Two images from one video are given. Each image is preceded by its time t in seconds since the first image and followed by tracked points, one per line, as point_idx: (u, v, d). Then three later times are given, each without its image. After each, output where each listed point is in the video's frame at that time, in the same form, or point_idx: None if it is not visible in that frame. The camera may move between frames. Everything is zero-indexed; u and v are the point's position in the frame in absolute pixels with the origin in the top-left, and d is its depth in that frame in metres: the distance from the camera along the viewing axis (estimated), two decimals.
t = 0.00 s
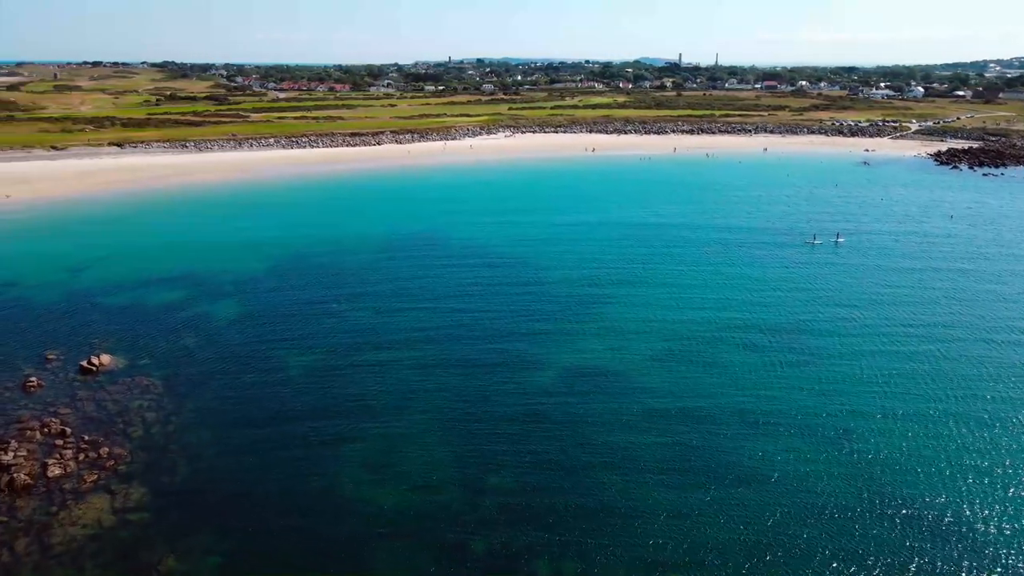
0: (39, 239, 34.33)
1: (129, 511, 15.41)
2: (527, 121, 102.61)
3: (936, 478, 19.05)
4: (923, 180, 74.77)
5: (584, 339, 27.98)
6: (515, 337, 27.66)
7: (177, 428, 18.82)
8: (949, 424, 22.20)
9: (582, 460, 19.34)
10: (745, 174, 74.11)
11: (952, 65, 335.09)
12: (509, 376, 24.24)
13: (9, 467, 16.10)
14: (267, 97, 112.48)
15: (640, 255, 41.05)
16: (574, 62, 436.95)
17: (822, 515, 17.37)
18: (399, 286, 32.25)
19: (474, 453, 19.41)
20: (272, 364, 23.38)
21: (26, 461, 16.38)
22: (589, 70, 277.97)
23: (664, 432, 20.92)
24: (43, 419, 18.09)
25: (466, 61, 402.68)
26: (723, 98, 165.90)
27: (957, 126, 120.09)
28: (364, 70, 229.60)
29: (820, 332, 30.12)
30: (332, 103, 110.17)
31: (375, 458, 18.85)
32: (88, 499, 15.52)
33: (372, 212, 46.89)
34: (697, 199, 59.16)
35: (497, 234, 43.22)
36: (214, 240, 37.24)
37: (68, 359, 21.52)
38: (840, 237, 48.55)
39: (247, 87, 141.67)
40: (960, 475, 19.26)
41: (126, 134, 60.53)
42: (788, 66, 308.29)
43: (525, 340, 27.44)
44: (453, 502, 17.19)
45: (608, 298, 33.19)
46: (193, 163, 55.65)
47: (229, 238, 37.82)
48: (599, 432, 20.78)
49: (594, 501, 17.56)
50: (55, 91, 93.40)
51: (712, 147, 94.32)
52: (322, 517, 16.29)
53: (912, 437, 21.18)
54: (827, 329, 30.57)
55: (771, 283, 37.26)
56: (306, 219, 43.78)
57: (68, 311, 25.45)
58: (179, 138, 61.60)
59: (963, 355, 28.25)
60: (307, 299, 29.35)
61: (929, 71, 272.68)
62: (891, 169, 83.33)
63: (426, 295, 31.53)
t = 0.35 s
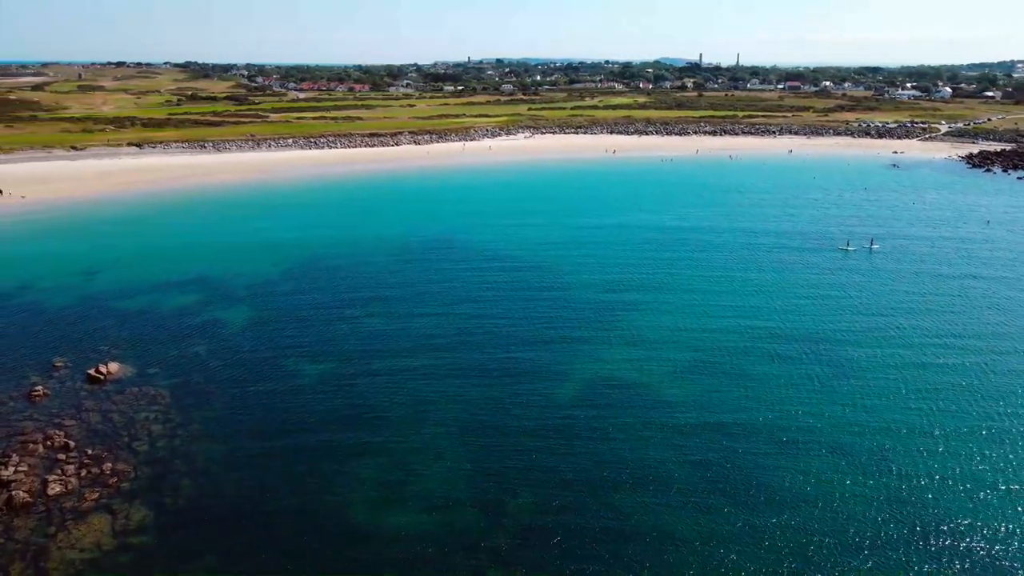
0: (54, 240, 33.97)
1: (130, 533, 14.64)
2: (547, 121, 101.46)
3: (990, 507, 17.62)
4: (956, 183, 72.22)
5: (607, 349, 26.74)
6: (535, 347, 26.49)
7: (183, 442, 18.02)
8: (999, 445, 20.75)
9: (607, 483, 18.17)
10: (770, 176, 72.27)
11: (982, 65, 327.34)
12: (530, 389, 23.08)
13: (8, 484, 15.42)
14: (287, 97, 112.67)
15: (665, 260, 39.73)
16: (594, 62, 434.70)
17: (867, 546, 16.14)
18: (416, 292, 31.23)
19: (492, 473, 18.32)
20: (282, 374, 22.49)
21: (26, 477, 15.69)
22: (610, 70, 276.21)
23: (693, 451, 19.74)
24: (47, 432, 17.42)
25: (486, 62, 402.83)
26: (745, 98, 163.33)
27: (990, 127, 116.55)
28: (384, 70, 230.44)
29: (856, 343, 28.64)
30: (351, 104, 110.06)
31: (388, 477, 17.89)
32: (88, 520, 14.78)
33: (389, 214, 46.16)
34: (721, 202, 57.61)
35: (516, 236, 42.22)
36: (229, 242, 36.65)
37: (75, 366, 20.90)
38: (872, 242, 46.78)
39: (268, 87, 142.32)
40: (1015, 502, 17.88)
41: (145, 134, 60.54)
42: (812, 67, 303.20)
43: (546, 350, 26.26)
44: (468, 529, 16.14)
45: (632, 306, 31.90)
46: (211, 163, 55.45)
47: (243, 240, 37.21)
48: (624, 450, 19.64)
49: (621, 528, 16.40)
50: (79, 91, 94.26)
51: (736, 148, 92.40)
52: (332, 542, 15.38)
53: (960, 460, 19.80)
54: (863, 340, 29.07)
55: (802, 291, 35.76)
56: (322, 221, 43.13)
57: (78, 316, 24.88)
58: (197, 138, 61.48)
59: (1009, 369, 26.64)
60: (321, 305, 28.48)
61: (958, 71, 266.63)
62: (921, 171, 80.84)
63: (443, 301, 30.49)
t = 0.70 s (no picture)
0: (70, 241, 33.64)
1: (131, 558, 13.89)
2: (567, 122, 100.27)
3: None
4: (991, 187, 69.74)
5: (631, 360, 25.62)
6: (556, 358, 25.41)
7: (190, 458, 17.26)
8: None
9: (635, 507, 17.07)
10: (796, 179, 70.42)
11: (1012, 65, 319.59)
12: (552, 403, 22.00)
13: (6, 502, 14.74)
14: (306, 98, 112.80)
15: (690, 265, 38.49)
16: (613, 62, 432.49)
17: None
18: (433, 299, 30.33)
19: (513, 494, 17.31)
20: (295, 385, 21.68)
21: (25, 495, 15.00)
22: (630, 70, 274.54)
23: (724, 473, 18.56)
24: (50, 445, 16.76)
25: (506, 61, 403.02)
26: (769, 99, 160.56)
27: None
28: (404, 71, 231.47)
29: (895, 355, 27.19)
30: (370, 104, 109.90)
31: (404, 497, 16.98)
32: (87, 543, 14.03)
33: (407, 217, 45.41)
34: (747, 206, 56.08)
35: (536, 241, 41.25)
36: (245, 246, 36.08)
37: (82, 375, 20.26)
38: (907, 249, 44.97)
39: (288, 87, 143.16)
40: None
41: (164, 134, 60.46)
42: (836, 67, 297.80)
43: (568, 361, 25.17)
44: (487, 555, 15.19)
45: (656, 313, 30.76)
46: (229, 164, 55.15)
47: (260, 244, 36.60)
48: (652, 470, 18.53)
49: (651, 558, 15.33)
50: (103, 92, 95.20)
51: (760, 150, 90.43)
52: (344, 567, 14.54)
53: (1013, 485, 18.44)
54: (902, 352, 27.60)
55: (835, 298, 34.26)
56: (338, 224, 42.43)
57: (88, 320, 24.30)
58: (216, 139, 61.31)
59: None
60: (336, 311, 27.68)
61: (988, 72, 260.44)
62: (953, 175, 78.35)
63: (461, 308, 29.54)
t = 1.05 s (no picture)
0: (86, 242, 33.31)
1: None
2: (587, 123, 98.95)
3: None
4: None
5: (657, 372, 24.40)
6: (578, 369, 24.28)
7: (197, 476, 16.47)
8: None
9: (666, 536, 15.92)
10: (823, 182, 68.51)
11: None
12: (575, 419, 20.88)
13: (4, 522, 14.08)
14: (326, 98, 112.94)
15: (716, 271, 37.13)
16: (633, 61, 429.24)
17: None
18: (450, 306, 29.35)
19: (535, 520, 16.26)
20: (307, 397, 20.84)
21: (24, 515, 14.33)
22: (650, 70, 271.99)
23: (760, 496, 17.39)
24: (53, 460, 16.10)
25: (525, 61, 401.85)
26: (793, 100, 157.54)
27: None
28: (422, 71, 231.38)
29: (937, 368, 25.72)
30: (389, 104, 109.51)
31: (419, 520, 16.01)
32: (86, 567, 13.31)
33: (425, 218, 44.62)
34: (773, 210, 54.44)
35: (556, 244, 40.20)
36: (260, 249, 35.44)
37: (90, 384, 19.65)
38: (943, 255, 43.14)
39: (307, 88, 143.45)
40: None
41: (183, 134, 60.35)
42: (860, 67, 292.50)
43: (590, 373, 24.02)
44: None
45: (682, 321, 29.54)
46: (247, 164, 54.82)
47: (275, 247, 35.98)
48: (682, 493, 17.43)
49: None
50: (124, 92, 95.82)
51: (785, 152, 88.40)
52: None
53: None
54: (946, 365, 26.05)
55: (870, 307, 32.70)
56: (354, 226, 41.73)
57: (98, 325, 23.73)
58: (235, 139, 61.08)
59: None
60: (351, 318, 26.83)
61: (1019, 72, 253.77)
62: (987, 178, 75.83)
63: (478, 315, 28.52)
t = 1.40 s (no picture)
0: (102, 245, 32.97)
1: None
2: (608, 124, 97.63)
3: None
4: None
5: (685, 386, 23.20)
6: (602, 383, 23.10)
7: (202, 496, 15.71)
8: None
9: (697, 570, 14.81)
10: (852, 185, 66.53)
11: None
12: (599, 437, 19.74)
13: None
14: (346, 98, 112.87)
15: (743, 278, 35.79)
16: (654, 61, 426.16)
17: None
18: (468, 313, 28.37)
19: (557, 549, 15.19)
20: (320, 410, 19.99)
21: (21, 538, 13.64)
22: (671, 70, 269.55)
23: (799, 527, 16.16)
24: (55, 477, 15.47)
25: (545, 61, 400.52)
26: (818, 100, 154.45)
27: None
28: (442, 71, 231.69)
29: (983, 384, 24.22)
30: (408, 104, 109.21)
31: (434, 547, 15.00)
32: None
33: (443, 221, 43.82)
34: (801, 214, 52.80)
35: (577, 248, 39.14)
36: (275, 252, 34.84)
37: (97, 394, 19.03)
38: (982, 262, 41.27)
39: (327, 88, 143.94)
40: None
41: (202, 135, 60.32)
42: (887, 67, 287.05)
43: (615, 386, 22.84)
44: None
45: (710, 331, 28.26)
46: (265, 165, 54.48)
47: (291, 250, 35.36)
48: (715, 521, 16.28)
49: None
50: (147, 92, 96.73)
51: (811, 154, 86.26)
52: None
53: None
54: (991, 381, 24.53)
55: (907, 316, 31.15)
56: (371, 229, 41.03)
57: (109, 331, 23.16)
58: (253, 140, 60.90)
59: None
60: (367, 326, 25.96)
61: None
62: None
63: (497, 324, 27.47)
